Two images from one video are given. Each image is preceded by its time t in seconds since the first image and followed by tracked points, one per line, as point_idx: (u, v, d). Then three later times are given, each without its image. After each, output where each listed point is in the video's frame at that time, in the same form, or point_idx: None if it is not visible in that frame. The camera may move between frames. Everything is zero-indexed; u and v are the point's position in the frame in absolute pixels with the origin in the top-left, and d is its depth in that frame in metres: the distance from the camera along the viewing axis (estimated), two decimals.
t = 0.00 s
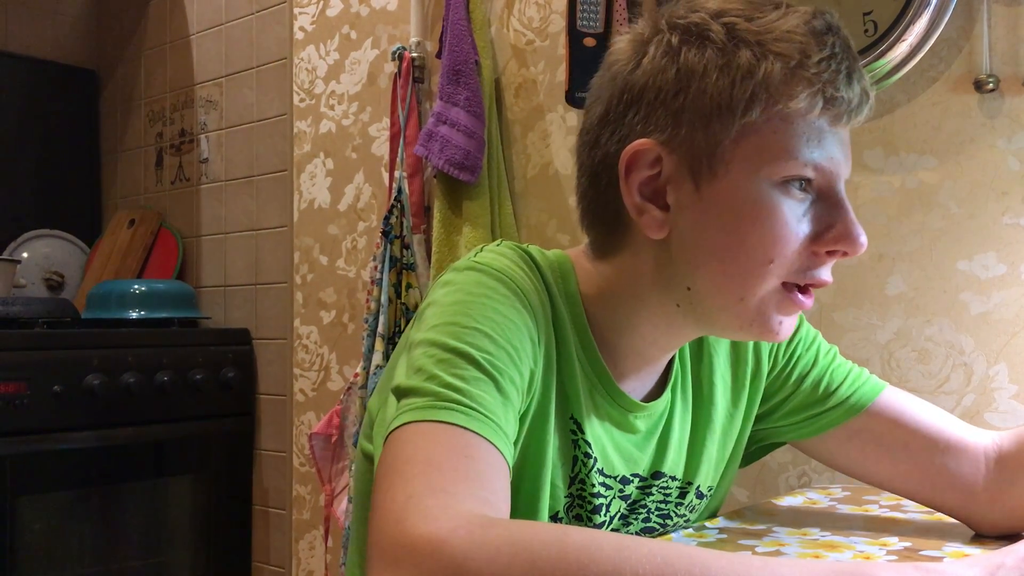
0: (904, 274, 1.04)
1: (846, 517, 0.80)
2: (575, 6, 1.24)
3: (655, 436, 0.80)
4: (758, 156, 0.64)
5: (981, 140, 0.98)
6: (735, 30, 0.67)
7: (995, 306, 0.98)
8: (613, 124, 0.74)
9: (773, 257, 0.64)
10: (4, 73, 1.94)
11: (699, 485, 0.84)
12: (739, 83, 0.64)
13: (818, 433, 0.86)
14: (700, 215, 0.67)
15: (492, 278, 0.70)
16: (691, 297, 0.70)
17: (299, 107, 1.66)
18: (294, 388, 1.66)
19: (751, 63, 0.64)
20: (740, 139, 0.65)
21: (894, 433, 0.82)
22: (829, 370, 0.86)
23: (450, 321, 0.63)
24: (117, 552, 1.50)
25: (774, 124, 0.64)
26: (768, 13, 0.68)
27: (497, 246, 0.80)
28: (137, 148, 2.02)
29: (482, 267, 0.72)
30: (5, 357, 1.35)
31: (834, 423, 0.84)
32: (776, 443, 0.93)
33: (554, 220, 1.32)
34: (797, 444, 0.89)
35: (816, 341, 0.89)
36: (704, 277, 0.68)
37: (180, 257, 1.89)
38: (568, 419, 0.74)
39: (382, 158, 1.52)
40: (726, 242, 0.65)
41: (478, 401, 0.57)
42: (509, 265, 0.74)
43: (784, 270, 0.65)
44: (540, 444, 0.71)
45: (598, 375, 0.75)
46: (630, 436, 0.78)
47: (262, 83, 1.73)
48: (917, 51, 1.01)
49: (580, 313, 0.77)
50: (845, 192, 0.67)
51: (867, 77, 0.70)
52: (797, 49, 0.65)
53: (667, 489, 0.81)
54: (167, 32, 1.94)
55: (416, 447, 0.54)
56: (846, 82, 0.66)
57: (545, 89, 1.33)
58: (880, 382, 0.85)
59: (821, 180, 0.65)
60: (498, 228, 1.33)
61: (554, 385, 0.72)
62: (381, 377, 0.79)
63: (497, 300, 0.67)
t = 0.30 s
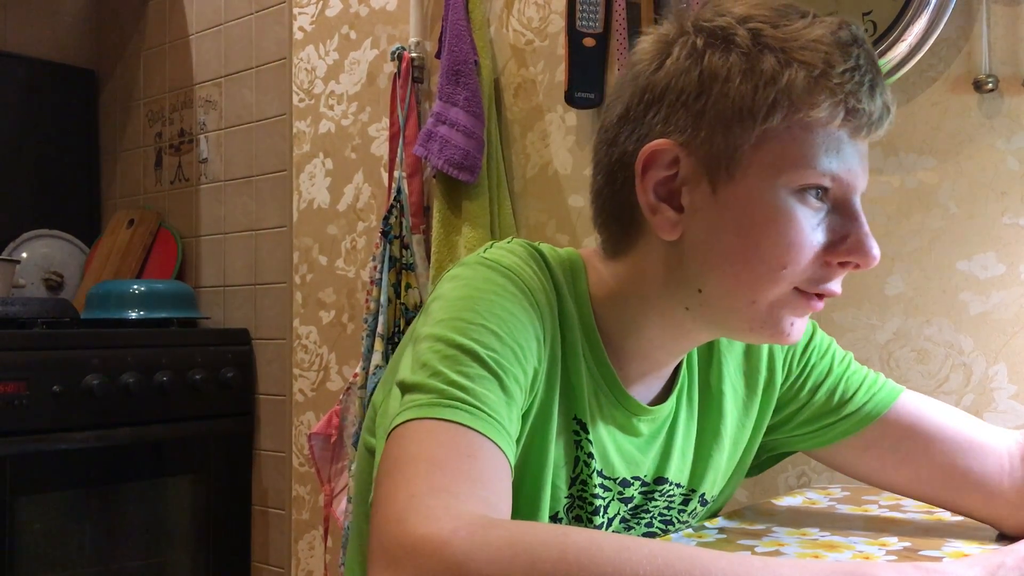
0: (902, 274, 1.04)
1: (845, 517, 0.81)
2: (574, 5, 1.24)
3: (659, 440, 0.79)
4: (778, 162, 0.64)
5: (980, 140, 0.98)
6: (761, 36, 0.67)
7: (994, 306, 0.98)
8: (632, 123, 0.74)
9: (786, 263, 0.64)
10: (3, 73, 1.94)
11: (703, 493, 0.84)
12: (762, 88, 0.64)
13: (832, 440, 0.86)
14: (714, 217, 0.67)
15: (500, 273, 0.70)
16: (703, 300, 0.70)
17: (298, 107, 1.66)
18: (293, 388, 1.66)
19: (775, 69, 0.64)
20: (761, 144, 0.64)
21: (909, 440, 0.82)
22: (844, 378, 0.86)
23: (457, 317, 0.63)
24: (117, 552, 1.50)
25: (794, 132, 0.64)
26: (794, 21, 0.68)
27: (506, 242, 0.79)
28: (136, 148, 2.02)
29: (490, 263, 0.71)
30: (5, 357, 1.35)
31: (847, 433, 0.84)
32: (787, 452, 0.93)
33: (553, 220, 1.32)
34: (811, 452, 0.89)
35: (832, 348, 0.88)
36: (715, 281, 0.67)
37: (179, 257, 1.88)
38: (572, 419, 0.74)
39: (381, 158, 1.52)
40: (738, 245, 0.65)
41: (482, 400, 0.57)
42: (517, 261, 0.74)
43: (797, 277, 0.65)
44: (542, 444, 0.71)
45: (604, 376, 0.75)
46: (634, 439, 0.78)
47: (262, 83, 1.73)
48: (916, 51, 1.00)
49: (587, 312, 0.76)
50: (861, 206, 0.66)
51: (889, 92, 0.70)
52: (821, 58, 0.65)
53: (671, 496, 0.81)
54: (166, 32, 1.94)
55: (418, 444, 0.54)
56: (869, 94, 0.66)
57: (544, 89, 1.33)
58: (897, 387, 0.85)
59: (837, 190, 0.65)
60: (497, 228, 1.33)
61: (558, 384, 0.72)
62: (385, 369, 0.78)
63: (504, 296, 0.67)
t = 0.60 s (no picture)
0: (902, 274, 1.04)
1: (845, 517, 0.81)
2: (574, 5, 1.24)
3: (667, 444, 0.79)
4: (792, 168, 0.64)
5: (980, 140, 0.98)
6: (779, 40, 0.66)
7: (995, 306, 0.98)
8: (647, 124, 0.73)
9: (798, 269, 0.64)
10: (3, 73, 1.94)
11: (706, 494, 0.84)
12: (780, 94, 0.64)
13: (841, 443, 0.86)
14: (727, 222, 0.67)
15: (511, 274, 0.70)
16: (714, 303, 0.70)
17: (298, 107, 1.66)
18: (293, 388, 1.66)
19: (793, 75, 0.64)
20: (775, 150, 0.64)
21: (917, 445, 0.81)
22: (852, 382, 0.86)
23: (466, 318, 0.63)
24: (117, 552, 1.50)
25: (810, 139, 0.64)
26: (813, 26, 0.67)
27: (518, 243, 0.79)
28: (136, 149, 2.02)
29: (501, 263, 0.71)
30: (5, 357, 1.35)
31: (853, 436, 0.85)
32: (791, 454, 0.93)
33: (553, 221, 1.32)
34: (818, 453, 0.89)
35: (840, 351, 0.88)
36: (726, 284, 0.68)
37: (179, 257, 1.88)
38: (580, 421, 0.74)
39: (381, 158, 1.52)
40: (750, 249, 0.66)
41: (490, 401, 0.57)
42: (528, 262, 0.74)
43: (810, 283, 0.65)
44: (551, 446, 0.71)
45: (615, 379, 0.75)
46: (642, 442, 0.77)
47: (262, 83, 1.73)
48: (916, 52, 1.00)
49: (599, 315, 0.76)
50: (873, 214, 0.66)
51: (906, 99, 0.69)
52: (840, 65, 0.64)
53: (675, 497, 0.81)
54: (166, 32, 1.94)
55: (423, 444, 0.54)
56: (886, 102, 0.65)
57: (544, 89, 1.33)
58: (904, 390, 0.85)
59: (852, 198, 0.65)
60: (497, 228, 1.33)
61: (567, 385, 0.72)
62: (394, 368, 0.78)
63: (514, 297, 0.66)
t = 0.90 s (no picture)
0: (903, 274, 1.04)
1: (845, 517, 0.81)
2: (574, 5, 1.24)
3: (666, 443, 0.79)
4: (786, 154, 0.64)
5: (980, 140, 0.98)
6: (763, 32, 0.67)
7: (995, 306, 0.98)
8: (638, 124, 0.74)
9: (796, 257, 0.64)
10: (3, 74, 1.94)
11: (706, 493, 0.84)
12: (767, 83, 0.64)
13: (840, 442, 0.86)
14: (725, 215, 0.67)
15: (511, 274, 0.70)
16: (715, 300, 0.69)
17: (298, 108, 1.66)
18: (293, 388, 1.66)
19: (778, 63, 0.64)
20: (767, 138, 0.65)
21: (917, 444, 0.81)
22: (850, 382, 0.86)
23: (466, 318, 0.63)
24: (117, 553, 1.50)
25: (800, 124, 0.64)
26: (795, 15, 0.68)
27: (518, 242, 0.79)
28: (136, 149, 2.02)
29: (501, 263, 0.71)
30: (6, 357, 1.35)
31: (852, 437, 0.85)
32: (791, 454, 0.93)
33: (554, 221, 1.32)
34: (818, 454, 0.89)
35: (839, 350, 0.88)
36: (724, 279, 0.67)
37: (179, 258, 1.88)
38: (580, 420, 0.74)
39: (381, 158, 1.52)
40: (747, 239, 0.65)
41: (490, 401, 0.57)
42: (528, 262, 0.74)
43: (810, 270, 0.65)
44: (551, 445, 0.70)
45: (614, 378, 0.75)
46: (640, 441, 0.77)
47: (262, 83, 1.73)
48: (917, 52, 1.00)
49: (599, 314, 0.76)
50: (871, 196, 0.66)
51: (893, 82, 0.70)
52: (824, 50, 0.65)
53: (674, 496, 0.81)
54: (166, 33, 1.94)
55: (423, 445, 0.54)
56: (873, 84, 0.66)
57: (544, 89, 1.33)
58: (903, 391, 0.85)
59: (848, 180, 0.65)
60: (497, 228, 1.33)
61: (568, 385, 0.72)
62: (395, 368, 0.78)
63: (514, 297, 0.66)
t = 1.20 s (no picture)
0: (902, 274, 1.04)
1: (845, 517, 0.81)
2: (574, 5, 1.24)
3: (665, 443, 0.79)
4: (792, 162, 0.64)
5: (980, 140, 0.99)
6: (774, 38, 0.67)
7: (995, 306, 0.98)
8: (645, 125, 0.74)
9: (801, 265, 0.64)
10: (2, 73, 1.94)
11: (706, 495, 0.84)
12: (777, 90, 0.64)
13: (839, 444, 0.86)
14: (729, 219, 0.67)
15: (512, 274, 0.70)
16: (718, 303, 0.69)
17: (298, 108, 1.66)
18: (293, 388, 1.66)
19: (788, 71, 0.64)
20: (774, 145, 0.65)
21: (917, 447, 0.81)
22: (849, 384, 0.86)
23: (468, 317, 0.62)
24: (116, 553, 1.50)
25: (808, 132, 0.64)
26: (807, 23, 0.68)
27: (519, 242, 0.79)
28: (136, 149, 2.02)
29: (503, 263, 0.71)
30: (5, 357, 1.35)
31: (849, 439, 0.85)
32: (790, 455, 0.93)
33: (554, 221, 1.32)
34: (819, 455, 0.89)
35: (838, 352, 0.88)
36: (731, 284, 0.67)
37: (179, 258, 1.88)
38: (580, 420, 0.74)
39: (381, 158, 1.52)
40: (751, 244, 0.65)
41: (491, 401, 0.57)
42: (529, 261, 0.74)
43: (813, 279, 0.65)
44: (551, 445, 0.71)
45: (614, 378, 0.75)
46: (640, 441, 0.77)
47: (262, 83, 1.73)
48: (917, 52, 1.00)
49: (599, 314, 0.76)
50: (874, 205, 0.66)
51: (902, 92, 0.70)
52: (835, 59, 0.65)
53: (674, 497, 0.81)
54: (166, 32, 1.94)
55: (423, 445, 0.54)
56: (882, 95, 0.66)
57: (544, 89, 1.33)
58: (901, 394, 0.85)
59: (852, 190, 0.65)
60: (497, 228, 1.33)
61: (569, 384, 0.72)
62: (396, 368, 0.78)
63: (515, 297, 0.66)
